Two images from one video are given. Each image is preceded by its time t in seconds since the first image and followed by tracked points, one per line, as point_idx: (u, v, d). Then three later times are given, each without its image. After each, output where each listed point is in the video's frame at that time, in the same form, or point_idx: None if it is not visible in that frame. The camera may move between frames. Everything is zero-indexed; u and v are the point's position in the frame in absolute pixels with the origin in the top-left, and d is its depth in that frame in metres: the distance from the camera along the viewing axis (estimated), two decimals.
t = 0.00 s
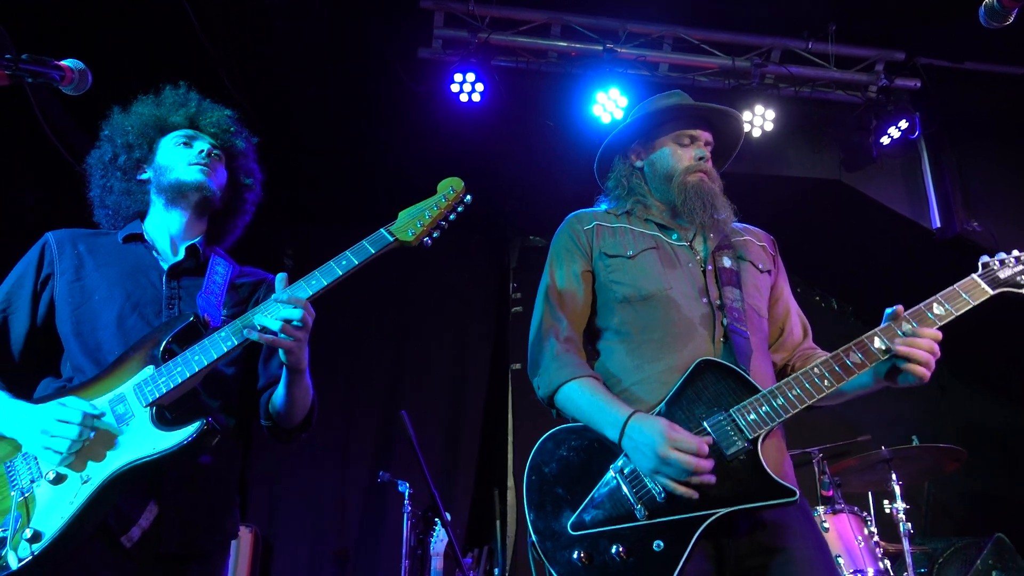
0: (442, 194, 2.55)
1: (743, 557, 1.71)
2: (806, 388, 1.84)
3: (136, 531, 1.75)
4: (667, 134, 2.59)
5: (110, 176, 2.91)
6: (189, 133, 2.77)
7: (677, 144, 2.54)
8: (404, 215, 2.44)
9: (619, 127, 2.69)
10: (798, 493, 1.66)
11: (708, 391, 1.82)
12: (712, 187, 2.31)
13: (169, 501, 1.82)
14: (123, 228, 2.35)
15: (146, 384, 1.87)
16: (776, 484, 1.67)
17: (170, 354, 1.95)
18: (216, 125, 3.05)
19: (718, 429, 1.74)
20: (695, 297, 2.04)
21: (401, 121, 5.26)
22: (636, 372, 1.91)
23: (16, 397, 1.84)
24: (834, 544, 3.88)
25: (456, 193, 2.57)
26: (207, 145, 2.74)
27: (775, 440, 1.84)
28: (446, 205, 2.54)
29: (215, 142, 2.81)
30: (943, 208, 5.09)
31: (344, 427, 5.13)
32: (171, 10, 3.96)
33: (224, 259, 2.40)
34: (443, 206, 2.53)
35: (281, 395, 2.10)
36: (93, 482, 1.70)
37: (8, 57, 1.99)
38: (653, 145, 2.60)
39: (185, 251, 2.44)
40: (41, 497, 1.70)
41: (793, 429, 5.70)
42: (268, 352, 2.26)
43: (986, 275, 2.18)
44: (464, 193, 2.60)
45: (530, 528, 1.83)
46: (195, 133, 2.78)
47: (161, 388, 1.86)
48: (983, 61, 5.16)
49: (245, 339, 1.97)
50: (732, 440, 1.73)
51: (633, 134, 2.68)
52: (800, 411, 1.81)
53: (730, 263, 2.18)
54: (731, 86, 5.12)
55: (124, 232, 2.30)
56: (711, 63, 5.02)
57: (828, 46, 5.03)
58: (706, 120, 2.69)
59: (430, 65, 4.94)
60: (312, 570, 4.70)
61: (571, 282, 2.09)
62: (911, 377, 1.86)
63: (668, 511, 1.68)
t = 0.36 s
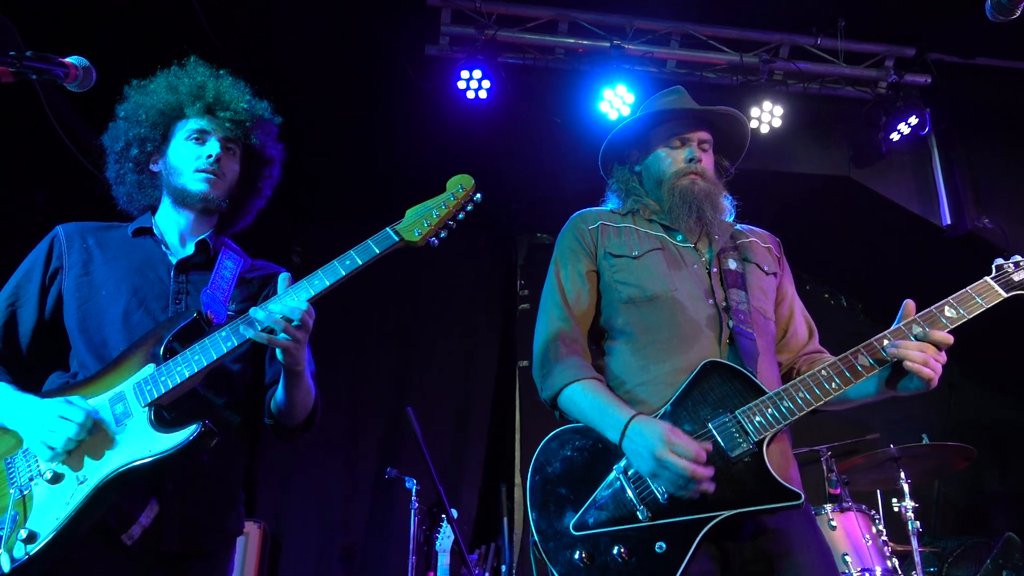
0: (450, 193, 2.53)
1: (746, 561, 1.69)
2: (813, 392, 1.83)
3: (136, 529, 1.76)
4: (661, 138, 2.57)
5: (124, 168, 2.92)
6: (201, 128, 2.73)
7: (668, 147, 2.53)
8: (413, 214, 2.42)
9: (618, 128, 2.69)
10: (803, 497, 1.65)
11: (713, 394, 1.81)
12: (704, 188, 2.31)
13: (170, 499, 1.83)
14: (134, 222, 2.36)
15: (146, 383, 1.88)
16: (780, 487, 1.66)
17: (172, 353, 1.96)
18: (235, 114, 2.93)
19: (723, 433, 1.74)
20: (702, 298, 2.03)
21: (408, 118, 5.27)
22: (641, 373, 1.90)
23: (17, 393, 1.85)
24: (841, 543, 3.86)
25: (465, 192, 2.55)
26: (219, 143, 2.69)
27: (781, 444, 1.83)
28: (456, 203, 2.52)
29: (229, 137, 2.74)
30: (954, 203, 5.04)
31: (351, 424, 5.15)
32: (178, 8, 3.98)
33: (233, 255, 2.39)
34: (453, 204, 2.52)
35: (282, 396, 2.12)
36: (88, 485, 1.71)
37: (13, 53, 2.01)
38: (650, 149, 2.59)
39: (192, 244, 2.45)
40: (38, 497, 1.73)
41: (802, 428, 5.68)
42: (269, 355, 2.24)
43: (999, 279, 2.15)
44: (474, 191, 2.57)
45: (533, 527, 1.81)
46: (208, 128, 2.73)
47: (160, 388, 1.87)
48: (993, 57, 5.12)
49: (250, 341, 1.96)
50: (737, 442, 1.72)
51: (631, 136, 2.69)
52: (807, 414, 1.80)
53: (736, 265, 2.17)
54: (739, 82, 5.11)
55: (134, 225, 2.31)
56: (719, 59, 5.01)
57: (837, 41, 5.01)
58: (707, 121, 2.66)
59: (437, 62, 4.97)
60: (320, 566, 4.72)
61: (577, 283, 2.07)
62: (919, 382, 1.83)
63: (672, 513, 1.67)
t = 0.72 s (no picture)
0: (454, 166, 2.49)
1: (751, 556, 1.68)
2: (814, 380, 1.83)
3: (130, 523, 1.75)
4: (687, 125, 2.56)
5: (110, 150, 2.83)
6: (188, 109, 2.60)
7: (693, 136, 2.53)
8: (415, 188, 2.37)
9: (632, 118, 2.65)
10: (809, 486, 1.64)
11: (714, 386, 1.80)
12: (726, 181, 2.28)
13: (169, 494, 1.83)
14: (122, 204, 2.32)
15: (140, 367, 1.88)
16: (785, 477, 1.65)
17: (165, 336, 1.95)
18: (223, 89, 2.77)
19: (726, 425, 1.72)
20: (703, 292, 2.01)
21: (413, 116, 5.27)
22: (643, 368, 1.89)
23: (10, 385, 1.84)
24: (849, 539, 3.85)
25: (470, 165, 2.51)
26: (206, 127, 2.55)
27: (783, 428, 1.83)
28: (459, 177, 2.48)
29: (217, 119, 2.59)
30: (961, 196, 4.98)
31: (359, 422, 5.16)
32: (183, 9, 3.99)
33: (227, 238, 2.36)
34: (457, 177, 2.47)
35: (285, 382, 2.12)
36: (84, 474, 1.71)
37: (14, 56, 2.02)
38: (670, 136, 2.57)
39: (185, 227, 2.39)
40: (31, 489, 1.71)
41: (810, 424, 5.66)
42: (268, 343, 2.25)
43: (996, 257, 2.16)
44: (479, 165, 2.54)
45: (541, 529, 1.80)
46: (195, 109, 2.59)
47: (156, 371, 1.87)
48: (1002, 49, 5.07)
49: (256, 315, 1.96)
50: (740, 434, 1.71)
51: (645, 126, 2.66)
52: (810, 402, 1.79)
53: (737, 255, 2.15)
54: (744, 77, 5.07)
55: (124, 208, 2.27)
56: (725, 54, 4.98)
57: (843, 36, 4.97)
58: (716, 112, 2.67)
59: (442, 61, 4.96)
60: (329, 564, 4.74)
61: (576, 280, 2.07)
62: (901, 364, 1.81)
63: (678, 509, 1.66)
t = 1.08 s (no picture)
0: (457, 161, 2.48)
1: (749, 554, 1.68)
2: (815, 380, 1.81)
3: (122, 526, 1.74)
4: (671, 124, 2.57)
5: (97, 141, 2.76)
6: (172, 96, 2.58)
7: (674, 135, 2.54)
8: (416, 184, 2.36)
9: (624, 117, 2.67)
10: (808, 488, 1.62)
11: (715, 385, 1.79)
12: (711, 176, 2.31)
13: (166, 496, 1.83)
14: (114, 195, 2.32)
15: (130, 367, 1.88)
16: (785, 479, 1.64)
17: (158, 333, 1.95)
18: (206, 73, 2.71)
19: (725, 425, 1.72)
20: (703, 289, 2.00)
21: (417, 117, 5.27)
22: (643, 366, 1.88)
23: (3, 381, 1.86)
24: (854, 539, 3.83)
25: (472, 160, 2.50)
26: (191, 112, 2.53)
27: (784, 429, 1.82)
28: (462, 172, 2.48)
29: (203, 104, 2.58)
30: (969, 193, 4.99)
31: (363, 422, 5.16)
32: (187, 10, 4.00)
33: (222, 230, 2.37)
34: (459, 173, 2.47)
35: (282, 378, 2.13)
36: (71, 479, 1.71)
37: (13, 59, 2.01)
38: (655, 137, 2.60)
39: (178, 216, 2.38)
40: (17, 492, 1.72)
41: (816, 423, 5.63)
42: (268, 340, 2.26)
43: (1001, 256, 2.13)
44: (483, 160, 2.53)
45: (541, 527, 1.80)
46: (179, 95, 2.58)
47: (146, 373, 1.87)
48: (1009, 45, 5.04)
49: (250, 314, 1.97)
50: (739, 434, 1.70)
51: (637, 125, 2.67)
52: (810, 402, 1.78)
53: (739, 253, 2.13)
54: (748, 75, 5.05)
55: (116, 198, 2.27)
56: (728, 52, 4.96)
57: (848, 32, 4.95)
58: (713, 110, 2.67)
59: (445, 61, 4.96)
60: (334, 565, 4.75)
61: (578, 278, 2.07)
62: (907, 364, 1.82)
63: (677, 508, 1.65)
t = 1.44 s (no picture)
0: (460, 168, 2.41)
1: (744, 550, 1.68)
2: (810, 382, 1.81)
3: (110, 529, 1.76)
4: (680, 129, 2.52)
5: (97, 127, 2.75)
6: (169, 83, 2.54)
7: (683, 140, 2.49)
8: (418, 190, 2.31)
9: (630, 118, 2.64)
10: (800, 488, 1.62)
11: (710, 386, 1.79)
12: (718, 185, 2.28)
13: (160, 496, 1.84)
14: (113, 182, 2.33)
15: (122, 371, 1.89)
16: (776, 478, 1.64)
17: (152, 336, 1.95)
18: (204, 58, 2.70)
19: (719, 424, 1.72)
20: (700, 292, 2.00)
21: (420, 116, 5.28)
22: (639, 368, 1.88)
23: None
24: (855, 541, 3.83)
25: (477, 167, 2.42)
26: (189, 98, 2.50)
27: (780, 431, 1.82)
28: (466, 179, 2.40)
29: (202, 90, 2.54)
30: (973, 196, 4.98)
31: (364, 421, 5.18)
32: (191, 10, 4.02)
33: (222, 222, 2.37)
34: (463, 180, 2.40)
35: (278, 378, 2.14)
36: (61, 487, 1.73)
37: (13, 58, 2.02)
38: (665, 141, 2.53)
39: (177, 208, 2.37)
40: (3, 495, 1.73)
41: (819, 425, 5.61)
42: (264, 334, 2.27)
43: (996, 264, 2.13)
44: (486, 166, 2.45)
45: (533, 523, 1.80)
46: (176, 82, 2.54)
47: (138, 379, 1.88)
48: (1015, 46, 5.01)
49: (247, 321, 1.94)
50: (733, 434, 1.71)
51: (644, 127, 2.63)
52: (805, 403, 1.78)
53: (737, 257, 2.13)
54: (752, 76, 5.05)
55: (113, 188, 2.28)
56: (732, 53, 4.95)
57: (853, 34, 4.94)
58: (725, 117, 2.62)
59: (449, 61, 4.96)
60: (335, 563, 4.76)
61: (576, 282, 2.06)
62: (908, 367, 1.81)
63: (670, 506, 1.66)
